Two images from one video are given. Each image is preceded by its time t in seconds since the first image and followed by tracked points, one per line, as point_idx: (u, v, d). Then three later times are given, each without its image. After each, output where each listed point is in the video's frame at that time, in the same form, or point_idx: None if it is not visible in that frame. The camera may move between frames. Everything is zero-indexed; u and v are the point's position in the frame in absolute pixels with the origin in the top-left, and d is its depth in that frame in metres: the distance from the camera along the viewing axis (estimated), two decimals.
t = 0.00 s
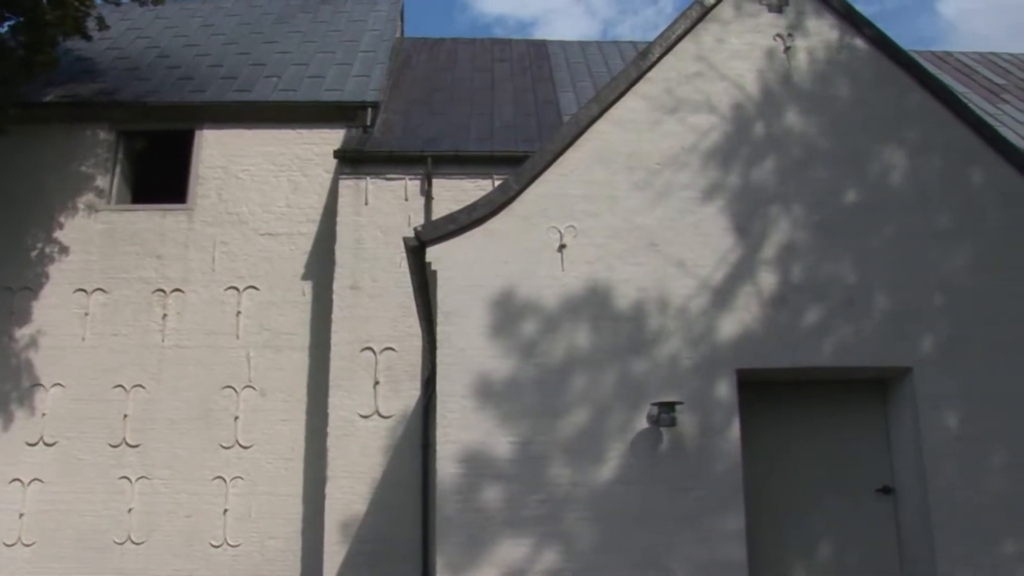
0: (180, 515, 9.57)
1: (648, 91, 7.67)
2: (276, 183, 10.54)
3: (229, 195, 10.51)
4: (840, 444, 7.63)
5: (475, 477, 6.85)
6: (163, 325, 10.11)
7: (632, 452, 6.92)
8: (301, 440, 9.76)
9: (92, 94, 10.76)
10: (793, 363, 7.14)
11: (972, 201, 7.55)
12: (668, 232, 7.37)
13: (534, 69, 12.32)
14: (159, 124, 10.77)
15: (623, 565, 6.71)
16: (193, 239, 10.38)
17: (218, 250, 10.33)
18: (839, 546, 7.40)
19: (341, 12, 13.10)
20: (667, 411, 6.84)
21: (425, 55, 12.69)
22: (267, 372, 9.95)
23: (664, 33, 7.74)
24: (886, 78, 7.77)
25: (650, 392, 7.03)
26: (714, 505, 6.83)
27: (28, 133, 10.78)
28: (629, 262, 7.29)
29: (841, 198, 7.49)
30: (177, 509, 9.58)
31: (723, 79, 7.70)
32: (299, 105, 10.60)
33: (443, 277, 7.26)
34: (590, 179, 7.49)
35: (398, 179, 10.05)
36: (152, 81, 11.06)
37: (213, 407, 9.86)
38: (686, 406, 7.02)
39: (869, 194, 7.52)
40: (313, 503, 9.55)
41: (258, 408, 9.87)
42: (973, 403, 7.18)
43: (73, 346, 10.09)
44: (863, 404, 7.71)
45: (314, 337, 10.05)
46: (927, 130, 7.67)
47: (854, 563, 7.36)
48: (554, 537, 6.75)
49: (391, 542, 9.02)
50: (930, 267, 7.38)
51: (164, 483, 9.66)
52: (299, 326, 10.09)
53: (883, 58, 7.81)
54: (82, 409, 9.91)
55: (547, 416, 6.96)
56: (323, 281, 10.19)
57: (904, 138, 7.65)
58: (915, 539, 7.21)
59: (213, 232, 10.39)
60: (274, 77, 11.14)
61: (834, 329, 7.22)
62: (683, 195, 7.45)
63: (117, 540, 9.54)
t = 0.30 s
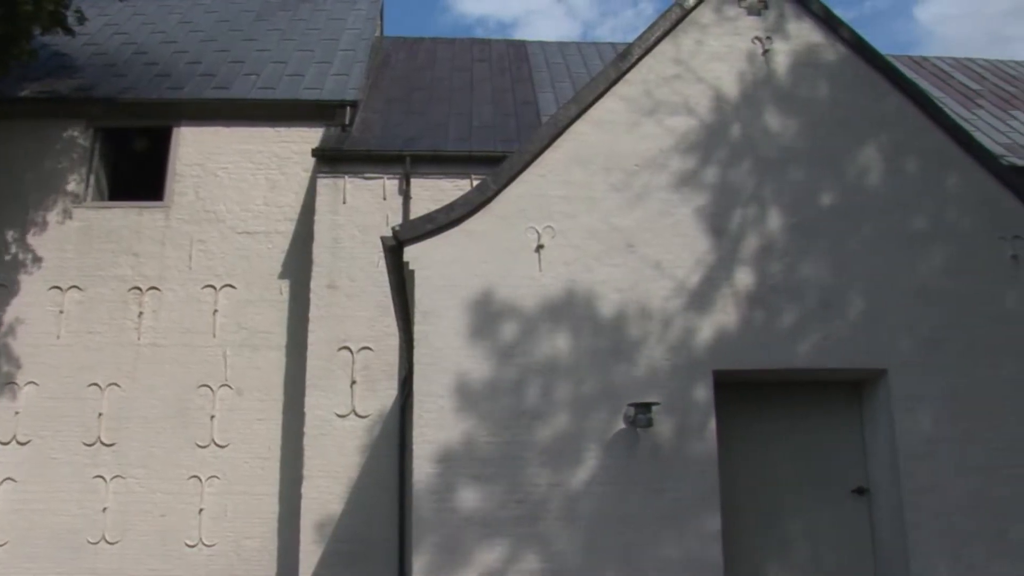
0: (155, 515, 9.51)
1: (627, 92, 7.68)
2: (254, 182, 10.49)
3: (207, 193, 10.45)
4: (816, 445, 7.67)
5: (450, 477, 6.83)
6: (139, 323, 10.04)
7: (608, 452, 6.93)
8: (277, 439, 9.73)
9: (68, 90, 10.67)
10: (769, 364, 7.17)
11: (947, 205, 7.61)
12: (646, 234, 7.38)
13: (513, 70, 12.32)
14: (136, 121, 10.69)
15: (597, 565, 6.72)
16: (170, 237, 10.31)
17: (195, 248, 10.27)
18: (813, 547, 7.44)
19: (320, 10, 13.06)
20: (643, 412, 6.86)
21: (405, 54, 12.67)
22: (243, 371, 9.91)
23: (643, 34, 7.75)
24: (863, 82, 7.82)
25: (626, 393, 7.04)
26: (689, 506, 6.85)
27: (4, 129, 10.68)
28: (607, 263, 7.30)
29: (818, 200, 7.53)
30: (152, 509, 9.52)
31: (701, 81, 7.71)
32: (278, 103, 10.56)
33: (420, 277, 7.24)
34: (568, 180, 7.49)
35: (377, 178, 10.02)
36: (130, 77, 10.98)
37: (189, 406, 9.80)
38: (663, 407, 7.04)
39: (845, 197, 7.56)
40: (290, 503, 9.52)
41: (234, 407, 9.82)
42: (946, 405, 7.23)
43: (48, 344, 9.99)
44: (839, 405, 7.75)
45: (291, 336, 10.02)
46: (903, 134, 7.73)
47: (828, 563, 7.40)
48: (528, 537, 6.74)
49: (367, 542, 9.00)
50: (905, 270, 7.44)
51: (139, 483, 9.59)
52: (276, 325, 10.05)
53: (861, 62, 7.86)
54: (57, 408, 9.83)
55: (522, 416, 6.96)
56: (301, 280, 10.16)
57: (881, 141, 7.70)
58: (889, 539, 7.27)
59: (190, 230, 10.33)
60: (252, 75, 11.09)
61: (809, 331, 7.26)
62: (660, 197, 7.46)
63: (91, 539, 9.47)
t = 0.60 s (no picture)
0: (127, 514, 9.43)
1: (603, 93, 7.68)
2: (228, 179, 10.43)
3: (181, 190, 10.38)
4: (788, 446, 7.70)
5: (422, 477, 6.81)
6: (111, 320, 9.96)
7: (580, 453, 6.93)
8: (250, 437, 9.68)
9: (41, 85, 10.56)
10: (742, 366, 7.20)
11: (919, 209, 7.67)
12: (620, 235, 7.40)
13: (491, 70, 12.32)
14: (110, 117, 10.59)
15: (568, 565, 6.72)
16: (144, 234, 10.23)
17: (168, 246, 10.20)
18: (785, 547, 7.48)
19: (297, 8, 13.00)
20: (617, 412, 6.88)
21: (382, 52, 12.64)
22: (217, 370, 9.85)
23: (620, 36, 7.76)
24: (837, 86, 7.87)
25: (599, 394, 7.05)
26: (661, 507, 6.87)
27: None
28: (581, 264, 7.31)
29: (791, 203, 7.57)
30: (123, 508, 9.44)
31: (676, 84, 7.74)
32: (254, 101, 10.51)
33: (394, 277, 7.21)
34: (543, 180, 7.49)
35: (352, 177, 9.99)
36: (104, 73, 10.89)
37: (162, 405, 9.73)
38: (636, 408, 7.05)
39: (818, 200, 7.60)
40: (262, 503, 9.48)
41: (207, 406, 9.76)
42: (916, 406, 7.30)
43: (18, 341, 9.88)
44: (812, 406, 7.78)
45: (264, 335, 9.98)
46: (876, 137, 7.79)
47: (800, 564, 7.44)
48: (500, 538, 6.73)
49: (341, 542, 8.97)
50: (877, 273, 7.49)
51: (110, 482, 9.51)
52: (250, 324, 10.01)
53: (835, 65, 7.91)
54: (27, 406, 9.71)
55: (495, 416, 6.94)
56: (275, 279, 10.12)
57: (855, 145, 7.75)
58: (860, 540, 7.32)
59: (164, 228, 10.25)
60: (228, 72, 11.03)
61: (780, 333, 7.30)
62: (634, 199, 7.48)
63: (60, 539, 9.38)
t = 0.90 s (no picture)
0: (96, 514, 9.35)
1: (578, 95, 7.69)
2: (201, 177, 10.37)
3: (154, 187, 10.30)
4: (760, 447, 7.74)
5: (395, 477, 6.79)
6: (82, 318, 9.86)
7: (552, 453, 6.94)
8: (221, 436, 9.62)
9: (12, 79, 10.44)
10: (713, 368, 7.23)
11: (890, 213, 7.73)
12: (594, 236, 7.41)
13: (466, 69, 12.32)
14: (82, 112, 10.50)
15: (538, 566, 6.72)
16: (116, 231, 10.14)
17: (140, 243, 10.12)
18: (756, 549, 7.51)
19: (273, 5, 12.95)
20: (589, 413, 6.91)
21: (357, 51, 12.61)
22: (188, 369, 9.79)
23: (595, 37, 7.77)
24: (810, 89, 7.92)
25: (571, 395, 7.05)
26: (631, 507, 6.88)
27: None
28: (554, 264, 7.31)
29: (763, 206, 7.61)
30: (92, 507, 9.35)
31: (650, 87, 7.75)
32: (228, 98, 10.46)
33: (368, 276, 7.17)
34: (517, 181, 7.48)
35: (326, 176, 9.95)
36: (77, 68, 10.79)
37: (132, 403, 9.65)
38: (609, 409, 7.06)
39: (791, 203, 7.65)
40: (234, 502, 9.43)
41: (179, 405, 9.69)
42: (886, 408, 7.35)
43: None
44: (783, 408, 7.82)
45: (236, 333, 9.92)
46: (848, 141, 7.84)
47: (770, 564, 7.48)
48: (471, 538, 6.72)
49: (313, 542, 8.93)
50: (849, 276, 7.55)
51: (79, 481, 9.41)
52: (223, 322, 9.95)
53: (808, 69, 7.96)
54: None
55: (467, 417, 6.94)
56: (248, 277, 10.08)
57: (827, 149, 7.80)
58: (830, 541, 7.36)
59: (136, 225, 10.17)
60: (203, 69, 10.97)
61: (751, 335, 7.34)
62: (608, 200, 7.49)
63: (28, 539, 9.27)
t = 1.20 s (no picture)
0: (65, 513, 9.24)
1: (554, 95, 7.66)
2: (175, 174, 10.30)
3: (126, 184, 10.22)
4: (732, 449, 7.75)
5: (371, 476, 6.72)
6: (52, 315, 9.75)
7: (524, 454, 6.91)
8: (193, 435, 9.56)
9: None
10: (687, 369, 7.22)
11: (863, 216, 7.78)
12: (569, 237, 7.36)
13: (441, 69, 12.31)
14: (55, 107, 10.40)
15: (509, 566, 6.69)
16: (88, 228, 10.05)
17: (113, 240, 10.03)
18: (728, 550, 7.50)
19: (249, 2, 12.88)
20: (562, 413, 6.90)
21: (333, 49, 12.56)
22: (160, 367, 9.72)
23: (572, 37, 7.74)
24: (782, 91, 7.97)
25: (543, 396, 7.03)
26: (604, 508, 6.88)
27: None
28: (528, 265, 7.27)
29: (738, 208, 7.63)
30: (61, 507, 9.25)
31: (626, 88, 7.74)
32: (202, 95, 10.40)
33: (342, 276, 7.09)
34: (492, 181, 7.43)
35: (300, 174, 9.92)
36: (49, 63, 10.69)
37: (103, 401, 9.57)
38: (581, 410, 7.05)
39: (764, 205, 7.68)
40: (206, 502, 9.38)
41: (150, 403, 9.61)
42: (857, 409, 7.39)
43: None
44: (755, 410, 7.85)
45: (209, 332, 9.86)
46: (820, 144, 7.89)
47: (742, 565, 7.48)
48: (442, 537, 6.67)
49: (285, 542, 8.88)
50: (821, 278, 7.58)
51: (48, 480, 9.30)
52: (195, 320, 9.89)
53: (781, 71, 8.02)
54: None
55: (439, 416, 6.90)
56: (221, 275, 10.02)
57: (801, 153, 7.85)
58: (801, 542, 7.39)
59: (108, 222, 10.08)
60: (177, 65, 10.89)
61: (724, 336, 7.34)
62: (584, 202, 7.45)
63: None
